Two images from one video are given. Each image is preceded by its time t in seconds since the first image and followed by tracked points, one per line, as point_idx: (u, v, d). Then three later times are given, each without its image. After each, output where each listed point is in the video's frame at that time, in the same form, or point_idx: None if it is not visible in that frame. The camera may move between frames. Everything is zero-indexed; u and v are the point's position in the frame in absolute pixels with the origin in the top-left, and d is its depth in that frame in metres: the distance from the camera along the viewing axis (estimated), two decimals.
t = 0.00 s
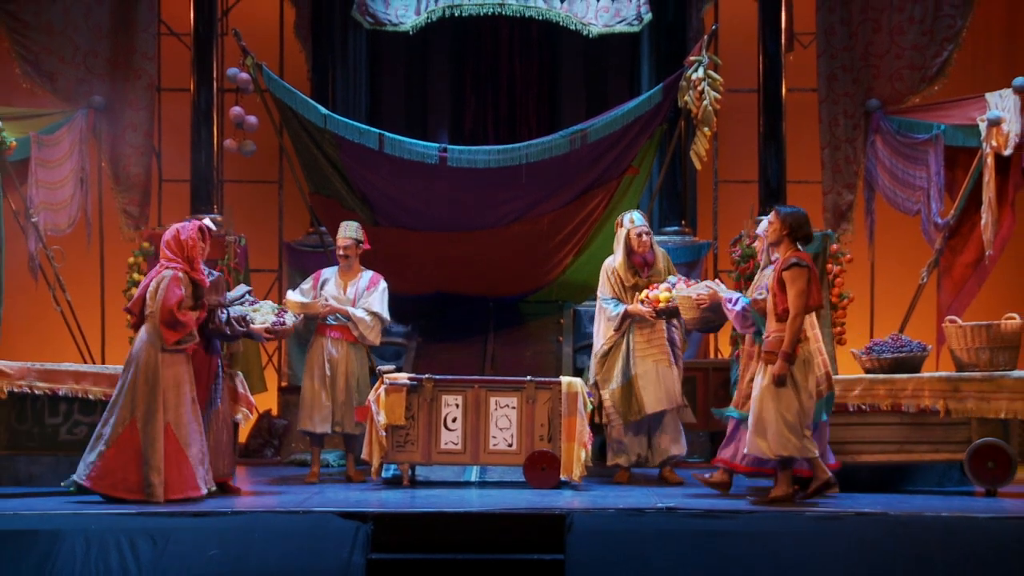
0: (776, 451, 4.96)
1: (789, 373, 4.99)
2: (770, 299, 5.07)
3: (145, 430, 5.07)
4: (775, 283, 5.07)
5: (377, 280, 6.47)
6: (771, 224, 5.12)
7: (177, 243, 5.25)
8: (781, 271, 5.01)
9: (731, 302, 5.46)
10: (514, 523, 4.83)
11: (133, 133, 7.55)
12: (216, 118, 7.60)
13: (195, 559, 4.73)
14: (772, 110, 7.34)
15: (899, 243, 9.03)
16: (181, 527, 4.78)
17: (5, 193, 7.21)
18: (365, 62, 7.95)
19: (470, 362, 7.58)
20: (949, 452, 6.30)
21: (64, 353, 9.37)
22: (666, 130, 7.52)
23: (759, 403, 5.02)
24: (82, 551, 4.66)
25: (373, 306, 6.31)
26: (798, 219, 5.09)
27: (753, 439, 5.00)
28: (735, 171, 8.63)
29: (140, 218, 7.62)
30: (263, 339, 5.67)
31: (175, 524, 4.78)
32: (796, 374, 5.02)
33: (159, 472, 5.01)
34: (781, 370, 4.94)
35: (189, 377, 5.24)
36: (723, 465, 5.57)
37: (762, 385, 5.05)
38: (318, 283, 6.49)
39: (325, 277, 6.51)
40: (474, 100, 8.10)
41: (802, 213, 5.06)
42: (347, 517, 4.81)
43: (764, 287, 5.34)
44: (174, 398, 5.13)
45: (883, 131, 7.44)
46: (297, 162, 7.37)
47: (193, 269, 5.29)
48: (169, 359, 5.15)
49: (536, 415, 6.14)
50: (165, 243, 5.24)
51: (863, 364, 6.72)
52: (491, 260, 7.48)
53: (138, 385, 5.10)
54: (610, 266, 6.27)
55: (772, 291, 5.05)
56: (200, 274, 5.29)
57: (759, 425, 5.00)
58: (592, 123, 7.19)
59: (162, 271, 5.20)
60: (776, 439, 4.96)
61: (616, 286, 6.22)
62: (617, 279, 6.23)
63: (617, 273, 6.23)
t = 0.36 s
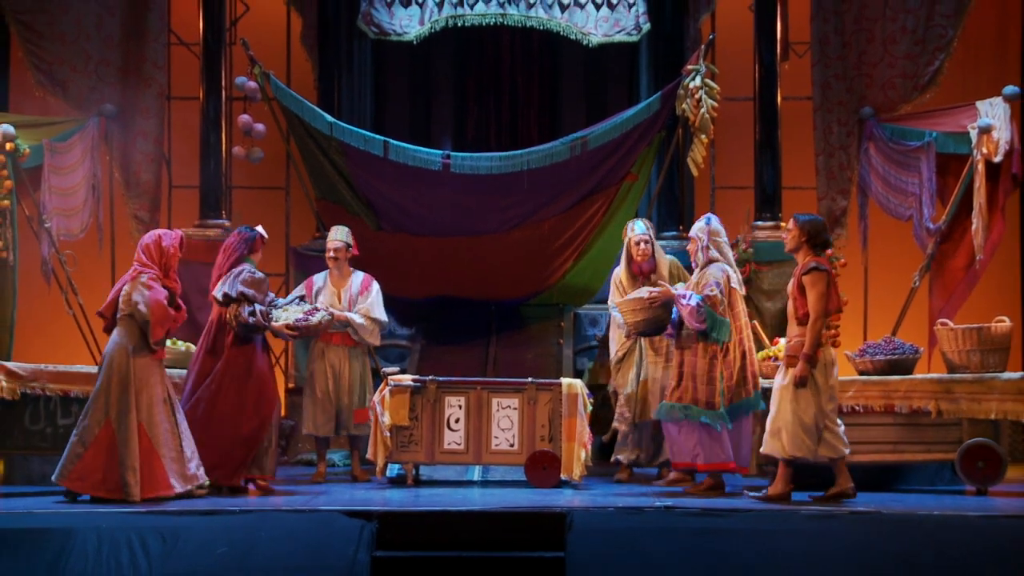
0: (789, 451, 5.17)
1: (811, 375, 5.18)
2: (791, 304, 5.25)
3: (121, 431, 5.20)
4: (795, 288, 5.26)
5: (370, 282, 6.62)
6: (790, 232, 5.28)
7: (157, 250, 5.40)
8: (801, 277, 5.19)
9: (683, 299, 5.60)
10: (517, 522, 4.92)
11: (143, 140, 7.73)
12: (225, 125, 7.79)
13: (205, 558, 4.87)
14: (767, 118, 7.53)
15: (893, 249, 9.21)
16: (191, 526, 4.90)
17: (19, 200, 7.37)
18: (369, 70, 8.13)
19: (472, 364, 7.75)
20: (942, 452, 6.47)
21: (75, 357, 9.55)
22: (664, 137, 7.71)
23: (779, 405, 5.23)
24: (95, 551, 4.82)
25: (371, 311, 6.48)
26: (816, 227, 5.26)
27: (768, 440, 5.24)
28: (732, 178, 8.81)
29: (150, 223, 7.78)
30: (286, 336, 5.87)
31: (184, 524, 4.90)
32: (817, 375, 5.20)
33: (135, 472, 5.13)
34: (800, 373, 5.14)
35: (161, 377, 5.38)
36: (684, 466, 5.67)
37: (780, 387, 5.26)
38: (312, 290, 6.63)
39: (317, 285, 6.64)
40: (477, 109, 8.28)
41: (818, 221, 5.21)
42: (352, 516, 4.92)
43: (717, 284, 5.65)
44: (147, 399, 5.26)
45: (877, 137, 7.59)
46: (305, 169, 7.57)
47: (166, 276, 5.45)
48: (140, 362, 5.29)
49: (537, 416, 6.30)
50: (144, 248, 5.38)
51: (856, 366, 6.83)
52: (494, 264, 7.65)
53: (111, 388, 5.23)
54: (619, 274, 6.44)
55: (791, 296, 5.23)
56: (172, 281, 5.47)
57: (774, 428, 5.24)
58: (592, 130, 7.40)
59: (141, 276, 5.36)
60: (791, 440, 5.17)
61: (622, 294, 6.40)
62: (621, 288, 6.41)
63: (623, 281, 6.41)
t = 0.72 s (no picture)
0: (810, 449, 5.36)
1: (831, 375, 5.36)
2: (809, 305, 5.42)
3: (113, 429, 5.30)
4: (813, 290, 5.43)
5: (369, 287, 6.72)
6: (807, 236, 5.45)
7: (132, 250, 5.46)
8: (818, 279, 5.36)
9: (643, 286, 5.75)
10: (518, 519, 5.05)
11: (152, 148, 7.94)
12: (232, 133, 8.00)
13: (212, 554, 4.96)
14: (760, 125, 7.73)
15: (884, 254, 9.41)
16: (198, 524, 5.01)
17: (31, 205, 7.55)
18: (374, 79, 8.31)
19: (473, 366, 7.93)
20: (931, 452, 6.59)
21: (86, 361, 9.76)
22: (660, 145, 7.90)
23: (801, 402, 5.41)
24: (105, 547, 4.94)
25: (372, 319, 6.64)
26: (832, 232, 5.41)
27: (790, 438, 5.42)
28: (726, 184, 9.03)
29: (159, 228, 7.98)
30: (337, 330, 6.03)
31: (188, 522, 5.02)
32: (836, 375, 5.38)
33: (130, 469, 5.23)
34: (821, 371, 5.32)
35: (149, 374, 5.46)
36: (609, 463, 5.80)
37: (801, 385, 5.46)
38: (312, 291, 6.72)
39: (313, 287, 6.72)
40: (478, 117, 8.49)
41: (835, 225, 5.38)
42: (355, 514, 5.03)
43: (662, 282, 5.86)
44: (138, 396, 5.35)
45: (868, 145, 7.78)
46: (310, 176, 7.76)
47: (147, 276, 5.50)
48: (130, 357, 5.37)
49: (536, 416, 6.51)
50: (121, 250, 5.45)
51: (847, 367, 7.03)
52: (495, 268, 7.84)
53: (100, 385, 5.31)
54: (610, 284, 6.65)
55: (809, 298, 5.40)
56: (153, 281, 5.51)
57: (796, 424, 5.41)
58: (590, 137, 7.60)
59: (121, 275, 5.40)
60: (812, 438, 5.35)
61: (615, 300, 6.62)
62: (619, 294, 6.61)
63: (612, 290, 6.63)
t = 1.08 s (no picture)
0: (847, 447, 5.50)
1: (844, 374, 5.58)
2: (819, 307, 5.59)
3: (110, 427, 5.54)
4: (824, 292, 5.58)
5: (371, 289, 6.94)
6: (820, 240, 5.57)
7: (126, 253, 5.60)
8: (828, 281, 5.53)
9: (606, 323, 5.73)
10: (519, 519, 5.21)
11: (161, 154, 8.14)
12: (240, 140, 8.20)
13: (220, 552, 5.10)
14: (755, 133, 7.92)
15: (876, 258, 9.62)
16: (207, 521, 5.17)
17: (43, 210, 7.73)
18: (378, 87, 8.53)
19: (475, 367, 8.12)
20: (922, 451, 6.75)
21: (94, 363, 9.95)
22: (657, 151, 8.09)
23: (823, 406, 5.56)
24: (115, 544, 5.08)
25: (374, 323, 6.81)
26: (845, 235, 5.53)
27: (824, 440, 5.53)
28: (722, 190, 9.22)
29: (169, 232, 8.19)
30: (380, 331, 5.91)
31: (199, 518, 5.18)
32: (849, 374, 5.58)
33: (129, 465, 5.49)
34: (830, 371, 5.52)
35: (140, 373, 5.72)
36: (549, 464, 6.28)
37: (819, 389, 5.60)
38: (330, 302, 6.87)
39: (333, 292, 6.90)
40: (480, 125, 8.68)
41: (848, 229, 5.50)
42: (360, 512, 5.20)
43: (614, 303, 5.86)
44: (132, 394, 5.61)
45: (860, 152, 7.99)
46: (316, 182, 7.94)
47: (139, 278, 5.64)
48: (124, 357, 5.61)
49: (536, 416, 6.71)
50: (115, 252, 5.60)
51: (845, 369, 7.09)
52: (496, 272, 8.04)
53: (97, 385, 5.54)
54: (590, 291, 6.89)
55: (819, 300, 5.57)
56: (145, 283, 5.66)
57: (826, 427, 5.54)
58: (589, 144, 7.80)
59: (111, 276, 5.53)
60: (846, 437, 5.49)
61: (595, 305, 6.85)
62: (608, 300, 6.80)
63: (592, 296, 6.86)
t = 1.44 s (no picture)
0: (873, 449, 5.68)
1: (864, 378, 5.74)
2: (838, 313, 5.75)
3: (105, 427, 5.77)
4: (842, 299, 5.75)
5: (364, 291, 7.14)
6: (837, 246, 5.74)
7: (124, 258, 5.83)
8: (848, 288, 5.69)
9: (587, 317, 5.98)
10: (522, 521, 5.39)
11: (173, 162, 8.35)
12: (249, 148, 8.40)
13: (229, 552, 5.29)
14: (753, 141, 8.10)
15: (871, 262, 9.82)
16: (217, 521, 5.35)
17: (58, 217, 7.92)
18: (385, 96, 8.75)
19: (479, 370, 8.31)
20: (916, 451, 6.91)
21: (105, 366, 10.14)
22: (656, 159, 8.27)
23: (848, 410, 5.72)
24: (128, 543, 5.26)
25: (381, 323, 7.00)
26: (861, 242, 5.71)
27: (851, 442, 5.70)
28: (719, 197, 9.42)
29: (180, 238, 8.40)
30: (404, 334, 6.05)
31: (212, 518, 5.37)
32: (869, 377, 5.75)
33: (120, 464, 5.71)
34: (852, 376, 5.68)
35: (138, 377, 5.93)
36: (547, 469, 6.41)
37: (841, 394, 5.76)
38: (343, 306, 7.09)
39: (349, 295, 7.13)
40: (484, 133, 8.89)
41: (864, 235, 5.70)
42: (367, 512, 5.37)
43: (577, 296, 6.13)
44: (127, 395, 5.83)
45: (855, 159, 8.16)
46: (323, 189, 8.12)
47: (136, 283, 5.85)
48: (120, 359, 5.82)
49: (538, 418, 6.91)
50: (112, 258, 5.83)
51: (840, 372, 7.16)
52: (500, 277, 8.23)
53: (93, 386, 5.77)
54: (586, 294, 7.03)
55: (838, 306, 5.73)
56: (142, 288, 5.87)
57: (853, 429, 5.71)
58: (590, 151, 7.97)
59: (107, 282, 5.76)
60: (873, 438, 5.67)
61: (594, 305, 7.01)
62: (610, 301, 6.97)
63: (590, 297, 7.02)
